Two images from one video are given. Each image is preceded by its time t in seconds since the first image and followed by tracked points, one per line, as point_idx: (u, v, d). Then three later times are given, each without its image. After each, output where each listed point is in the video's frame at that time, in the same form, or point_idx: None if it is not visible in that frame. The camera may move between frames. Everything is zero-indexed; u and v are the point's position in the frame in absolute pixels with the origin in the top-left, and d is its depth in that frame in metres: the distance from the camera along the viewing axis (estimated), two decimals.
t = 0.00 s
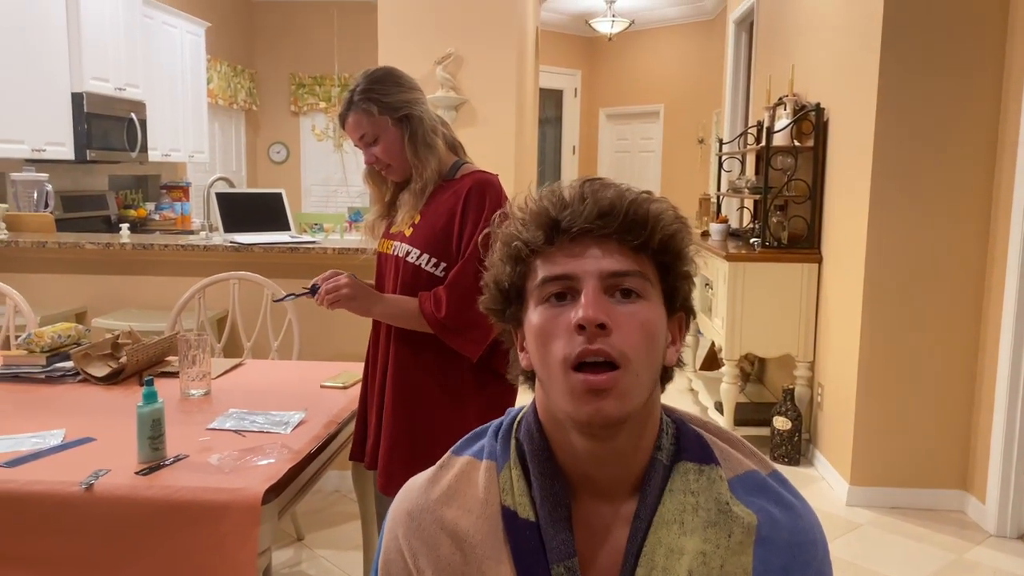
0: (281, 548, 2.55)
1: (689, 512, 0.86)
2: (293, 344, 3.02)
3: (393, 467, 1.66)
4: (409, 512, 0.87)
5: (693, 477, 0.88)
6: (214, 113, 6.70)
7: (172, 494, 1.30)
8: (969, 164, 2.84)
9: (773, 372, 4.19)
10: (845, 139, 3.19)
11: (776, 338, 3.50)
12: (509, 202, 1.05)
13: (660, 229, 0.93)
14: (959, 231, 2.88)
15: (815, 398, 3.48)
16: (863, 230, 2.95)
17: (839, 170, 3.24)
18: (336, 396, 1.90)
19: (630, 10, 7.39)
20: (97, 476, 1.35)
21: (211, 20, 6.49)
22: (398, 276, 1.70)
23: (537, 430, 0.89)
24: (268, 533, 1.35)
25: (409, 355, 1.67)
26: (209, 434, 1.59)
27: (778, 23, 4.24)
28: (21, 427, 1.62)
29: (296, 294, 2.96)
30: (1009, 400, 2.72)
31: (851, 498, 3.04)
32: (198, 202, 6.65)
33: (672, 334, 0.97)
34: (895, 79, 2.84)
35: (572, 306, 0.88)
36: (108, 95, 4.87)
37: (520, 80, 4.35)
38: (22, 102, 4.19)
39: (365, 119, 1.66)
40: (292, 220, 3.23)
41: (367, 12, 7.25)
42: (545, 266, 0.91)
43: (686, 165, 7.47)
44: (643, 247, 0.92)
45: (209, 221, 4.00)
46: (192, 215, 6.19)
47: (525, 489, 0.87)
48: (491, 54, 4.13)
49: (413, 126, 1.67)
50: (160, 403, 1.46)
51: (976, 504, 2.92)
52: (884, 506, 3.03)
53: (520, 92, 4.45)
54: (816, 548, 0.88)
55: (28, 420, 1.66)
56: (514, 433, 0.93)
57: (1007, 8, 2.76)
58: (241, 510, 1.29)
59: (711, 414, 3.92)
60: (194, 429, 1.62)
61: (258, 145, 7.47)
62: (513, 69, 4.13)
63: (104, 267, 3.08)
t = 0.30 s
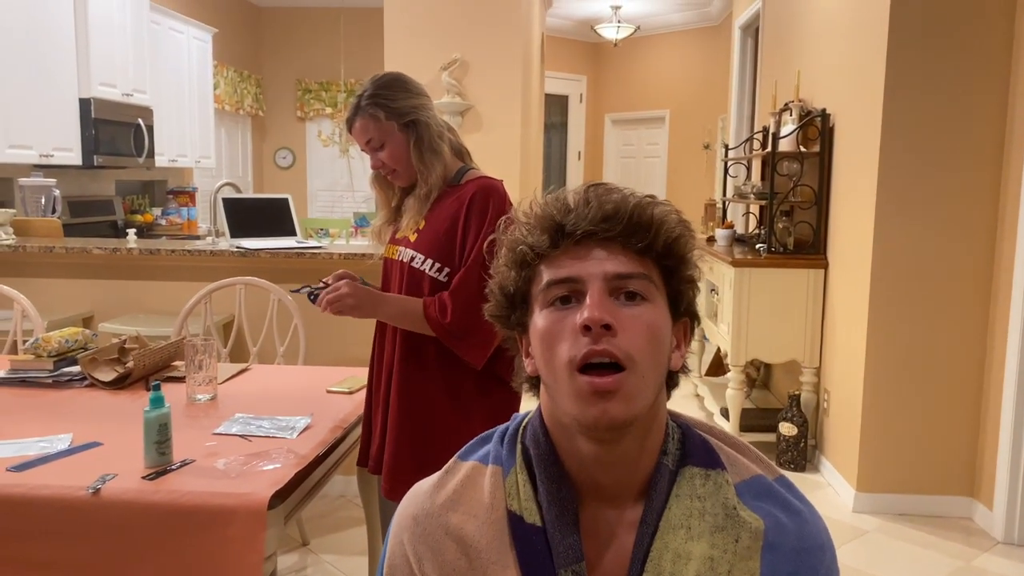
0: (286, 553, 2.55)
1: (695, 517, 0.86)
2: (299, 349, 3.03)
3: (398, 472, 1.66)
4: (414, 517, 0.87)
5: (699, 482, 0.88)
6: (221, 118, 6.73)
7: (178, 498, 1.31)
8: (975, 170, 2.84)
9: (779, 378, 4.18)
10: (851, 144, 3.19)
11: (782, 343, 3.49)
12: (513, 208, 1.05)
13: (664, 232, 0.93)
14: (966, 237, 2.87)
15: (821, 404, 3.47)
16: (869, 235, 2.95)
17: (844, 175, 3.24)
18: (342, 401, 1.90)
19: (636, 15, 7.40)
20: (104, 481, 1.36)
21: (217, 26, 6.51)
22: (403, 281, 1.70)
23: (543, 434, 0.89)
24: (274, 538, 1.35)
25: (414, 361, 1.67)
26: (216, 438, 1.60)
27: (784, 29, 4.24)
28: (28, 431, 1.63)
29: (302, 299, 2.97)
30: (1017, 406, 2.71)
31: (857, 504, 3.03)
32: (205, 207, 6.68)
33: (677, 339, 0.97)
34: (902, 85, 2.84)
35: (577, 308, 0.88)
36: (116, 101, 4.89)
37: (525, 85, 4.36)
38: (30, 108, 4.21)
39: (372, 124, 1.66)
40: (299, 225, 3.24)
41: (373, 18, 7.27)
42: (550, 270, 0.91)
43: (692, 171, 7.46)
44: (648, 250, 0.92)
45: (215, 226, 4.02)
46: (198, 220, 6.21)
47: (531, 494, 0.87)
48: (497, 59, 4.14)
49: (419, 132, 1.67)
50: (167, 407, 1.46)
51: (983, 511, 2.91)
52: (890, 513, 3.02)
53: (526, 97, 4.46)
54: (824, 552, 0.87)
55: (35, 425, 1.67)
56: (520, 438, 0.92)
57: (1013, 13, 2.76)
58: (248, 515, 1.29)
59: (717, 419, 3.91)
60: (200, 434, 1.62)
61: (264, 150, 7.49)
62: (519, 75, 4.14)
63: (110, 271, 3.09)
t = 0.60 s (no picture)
0: (295, 557, 2.55)
1: (708, 522, 0.85)
2: (307, 353, 3.04)
3: (408, 476, 1.65)
4: (427, 522, 0.87)
5: (712, 488, 0.88)
6: (229, 124, 6.75)
7: (189, 503, 1.31)
8: (986, 174, 2.83)
9: (788, 383, 4.17)
10: (860, 148, 3.18)
11: (790, 348, 3.48)
12: (527, 216, 1.06)
13: (675, 236, 0.93)
14: (977, 241, 2.86)
15: (830, 410, 3.45)
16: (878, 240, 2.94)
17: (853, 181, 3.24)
18: (352, 405, 1.90)
19: (643, 20, 7.41)
20: (115, 485, 1.36)
21: (226, 31, 6.54)
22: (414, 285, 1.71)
23: (555, 438, 0.89)
24: (285, 542, 1.35)
25: (425, 365, 1.67)
26: (226, 443, 1.60)
27: (792, 33, 4.24)
28: (40, 435, 1.63)
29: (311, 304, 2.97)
30: None
31: (867, 510, 3.02)
32: (213, 211, 6.70)
33: (690, 344, 0.96)
34: (911, 90, 2.83)
35: (591, 309, 0.88)
36: (125, 106, 4.91)
37: (533, 90, 4.37)
38: (41, 112, 4.24)
39: (386, 130, 1.67)
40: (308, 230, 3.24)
41: (380, 23, 7.30)
42: (563, 272, 0.91)
43: (699, 176, 7.46)
44: (660, 254, 0.92)
45: (224, 230, 4.03)
46: (207, 225, 6.23)
47: (544, 499, 0.87)
48: (505, 65, 4.15)
49: (433, 138, 1.68)
50: (178, 411, 1.47)
51: (994, 518, 2.89)
52: (900, 520, 3.00)
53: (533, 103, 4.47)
54: (836, 558, 0.87)
55: (47, 429, 1.67)
56: (532, 443, 0.92)
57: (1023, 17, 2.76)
58: (258, 519, 1.29)
59: (725, 425, 3.89)
60: (211, 438, 1.63)
61: (273, 155, 7.52)
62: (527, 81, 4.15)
63: (120, 276, 3.11)
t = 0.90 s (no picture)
0: (302, 562, 2.55)
1: (715, 531, 0.85)
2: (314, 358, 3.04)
3: (415, 482, 1.65)
4: (434, 529, 0.87)
5: (720, 496, 0.88)
6: (237, 129, 6.78)
7: (196, 508, 1.31)
8: (994, 179, 2.82)
9: (795, 389, 4.15)
10: (868, 153, 3.17)
11: (798, 354, 3.47)
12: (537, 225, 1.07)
13: (683, 240, 0.94)
14: (986, 246, 2.85)
15: (838, 416, 3.44)
16: (887, 245, 2.93)
17: (862, 186, 3.22)
18: (358, 410, 1.91)
19: (650, 25, 7.41)
20: (123, 490, 1.36)
21: (234, 37, 6.58)
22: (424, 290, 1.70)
23: (561, 443, 0.88)
24: (291, 548, 1.35)
25: (433, 369, 1.67)
26: (234, 448, 1.60)
27: (800, 38, 4.24)
28: (48, 440, 1.64)
29: (318, 308, 2.98)
30: None
31: (875, 517, 3.00)
32: (222, 216, 6.72)
33: (698, 350, 0.95)
34: (920, 96, 2.82)
35: (598, 309, 0.87)
36: (134, 112, 4.94)
37: (540, 95, 4.37)
38: (51, 118, 4.26)
39: (397, 137, 1.67)
40: (315, 235, 3.25)
41: (388, 29, 7.33)
42: (571, 274, 0.92)
43: (707, 181, 7.45)
44: (667, 257, 0.92)
45: (231, 235, 4.04)
46: (215, 230, 6.25)
47: (550, 506, 0.86)
48: (512, 69, 4.15)
49: (444, 144, 1.68)
50: (185, 417, 1.46)
51: (1003, 525, 2.87)
52: (908, 527, 2.99)
53: (540, 108, 4.47)
54: (842, 569, 0.87)
55: (54, 433, 1.68)
56: (539, 450, 0.92)
57: None
58: (265, 525, 1.29)
59: (732, 430, 3.88)
60: (217, 443, 1.63)
61: (280, 160, 7.54)
62: (534, 86, 4.16)
63: (128, 280, 3.12)
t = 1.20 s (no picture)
0: (309, 568, 2.55)
1: (723, 540, 0.84)
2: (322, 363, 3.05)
3: (423, 490, 1.65)
4: (443, 539, 0.87)
5: (728, 505, 0.87)
6: (245, 134, 6.80)
7: (204, 515, 1.31)
8: (1003, 184, 2.81)
9: (803, 394, 4.14)
10: (876, 159, 3.17)
11: (806, 359, 3.46)
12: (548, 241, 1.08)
13: (691, 248, 0.95)
14: (995, 252, 2.84)
15: (846, 421, 3.42)
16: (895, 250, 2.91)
17: (869, 191, 3.22)
18: (366, 416, 1.91)
19: (657, 30, 7.41)
20: (132, 496, 1.37)
21: (242, 43, 6.60)
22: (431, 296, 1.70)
23: (570, 451, 0.87)
24: (300, 555, 1.35)
25: (442, 377, 1.67)
26: (242, 454, 1.61)
27: (807, 43, 4.23)
28: (58, 445, 1.65)
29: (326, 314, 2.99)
30: None
31: (884, 524, 2.98)
32: (230, 221, 6.74)
33: (706, 357, 0.94)
34: (928, 101, 2.81)
35: (608, 310, 0.88)
36: (143, 118, 4.96)
37: (547, 100, 4.37)
38: (61, 125, 4.29)
39: (406, 144, 1.67)
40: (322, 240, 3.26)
41: (395, 34, 7.34)
42: (582, 279, 0.93)
43: (714, 185, 7.44)
44: (675, 263, 0.93)
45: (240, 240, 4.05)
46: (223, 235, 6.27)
47: (558, 514, 0.86)
48: (519, 75, 4.16)
49: (452, 151, 1.68)
50: (194, 423, 1.48)
51: (1013, 532, 2.86)
52: (918, 533, 2.97)
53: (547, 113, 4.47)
54: None
55: (64, 439, 1.69)
56: (547, 458, 0.91)
57: None
58: (273, 532, 1.29)
59: (740, 436, 3.87)
60: (226, 449, 1.63)
61: (288, 165, 7.56)
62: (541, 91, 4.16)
63: (137, 285, 3.13)
